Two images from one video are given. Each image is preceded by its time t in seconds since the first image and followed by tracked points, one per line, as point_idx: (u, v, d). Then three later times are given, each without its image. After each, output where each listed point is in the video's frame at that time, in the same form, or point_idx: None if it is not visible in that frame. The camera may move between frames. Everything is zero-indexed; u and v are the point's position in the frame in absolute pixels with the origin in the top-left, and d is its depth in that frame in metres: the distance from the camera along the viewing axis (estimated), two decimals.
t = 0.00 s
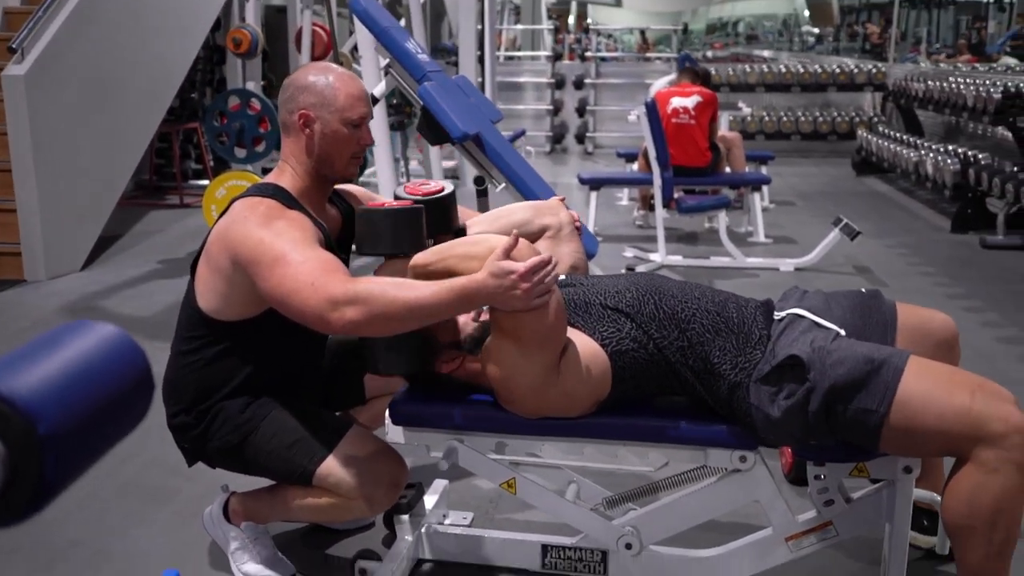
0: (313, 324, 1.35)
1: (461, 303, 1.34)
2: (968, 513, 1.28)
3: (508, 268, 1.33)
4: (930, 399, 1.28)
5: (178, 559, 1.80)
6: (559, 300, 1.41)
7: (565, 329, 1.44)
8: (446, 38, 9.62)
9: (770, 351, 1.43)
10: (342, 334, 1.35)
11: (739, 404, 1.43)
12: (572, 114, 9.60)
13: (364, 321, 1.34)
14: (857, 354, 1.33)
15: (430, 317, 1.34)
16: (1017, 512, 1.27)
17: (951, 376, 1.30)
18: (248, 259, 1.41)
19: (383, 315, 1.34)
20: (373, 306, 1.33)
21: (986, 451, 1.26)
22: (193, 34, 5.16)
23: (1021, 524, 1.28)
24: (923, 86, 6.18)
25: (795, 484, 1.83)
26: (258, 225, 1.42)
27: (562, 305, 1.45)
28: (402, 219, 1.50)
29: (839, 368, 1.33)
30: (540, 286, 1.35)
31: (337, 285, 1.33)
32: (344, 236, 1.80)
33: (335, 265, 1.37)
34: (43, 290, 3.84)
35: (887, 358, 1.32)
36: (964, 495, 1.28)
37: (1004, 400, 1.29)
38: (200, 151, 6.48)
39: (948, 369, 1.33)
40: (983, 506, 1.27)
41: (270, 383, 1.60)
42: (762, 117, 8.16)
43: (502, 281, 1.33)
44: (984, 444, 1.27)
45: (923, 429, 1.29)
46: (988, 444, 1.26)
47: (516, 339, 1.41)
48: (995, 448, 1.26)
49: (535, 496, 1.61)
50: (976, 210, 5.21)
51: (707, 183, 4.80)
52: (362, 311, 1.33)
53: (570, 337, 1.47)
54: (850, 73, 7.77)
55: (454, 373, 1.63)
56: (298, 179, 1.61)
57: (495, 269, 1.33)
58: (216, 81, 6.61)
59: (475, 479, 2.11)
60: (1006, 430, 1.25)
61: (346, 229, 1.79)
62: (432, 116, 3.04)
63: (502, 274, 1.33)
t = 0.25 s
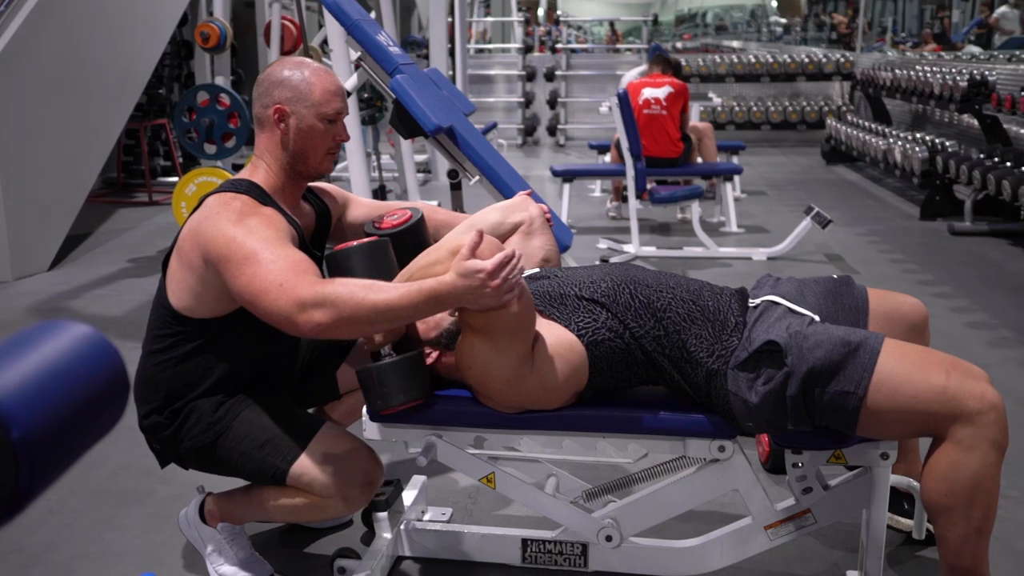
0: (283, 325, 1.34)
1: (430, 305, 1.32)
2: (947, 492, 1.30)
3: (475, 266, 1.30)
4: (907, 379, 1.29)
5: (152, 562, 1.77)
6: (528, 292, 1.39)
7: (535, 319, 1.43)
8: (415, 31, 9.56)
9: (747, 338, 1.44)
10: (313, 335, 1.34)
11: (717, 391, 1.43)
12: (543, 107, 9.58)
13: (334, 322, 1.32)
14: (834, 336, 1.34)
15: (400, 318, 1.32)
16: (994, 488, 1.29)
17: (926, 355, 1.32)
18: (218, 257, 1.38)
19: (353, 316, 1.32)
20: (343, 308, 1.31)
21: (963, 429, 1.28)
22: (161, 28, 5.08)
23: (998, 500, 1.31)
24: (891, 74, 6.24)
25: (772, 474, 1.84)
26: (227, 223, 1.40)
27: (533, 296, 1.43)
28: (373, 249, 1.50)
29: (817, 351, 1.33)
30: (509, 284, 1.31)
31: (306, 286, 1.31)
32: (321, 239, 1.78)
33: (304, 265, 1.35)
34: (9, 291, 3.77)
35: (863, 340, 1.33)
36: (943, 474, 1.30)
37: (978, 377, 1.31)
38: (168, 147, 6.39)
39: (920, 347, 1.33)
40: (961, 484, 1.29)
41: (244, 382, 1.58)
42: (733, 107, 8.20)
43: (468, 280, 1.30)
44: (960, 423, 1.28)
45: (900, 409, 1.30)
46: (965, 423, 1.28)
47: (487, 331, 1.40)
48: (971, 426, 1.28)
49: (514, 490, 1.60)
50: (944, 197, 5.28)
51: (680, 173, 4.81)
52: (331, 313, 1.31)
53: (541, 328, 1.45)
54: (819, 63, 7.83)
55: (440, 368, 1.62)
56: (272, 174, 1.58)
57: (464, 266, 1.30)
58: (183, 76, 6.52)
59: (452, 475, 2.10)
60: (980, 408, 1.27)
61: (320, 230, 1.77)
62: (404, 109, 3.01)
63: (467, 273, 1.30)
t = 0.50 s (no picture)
0: (281, 336, 1.33)
1: (426, 309, 1.31)
2: (947, 491, 1.31)
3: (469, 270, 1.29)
4: (904, 380, 1.31)
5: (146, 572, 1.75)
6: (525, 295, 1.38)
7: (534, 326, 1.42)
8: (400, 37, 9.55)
9: (743, 342, 1.44)
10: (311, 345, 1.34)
11: (715, 395, 1.43)
12: (529, 112, 9.59)
13: (331, 332, 1.31)
14: (830, 339, 1.35)
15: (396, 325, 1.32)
16: (993, 487, 1.31)
17: (922, 356, 1.34)
18: (214, 267, 1.38)
19: (349, 326, 1.31)
20: (339, 318, 1.31)
21: (960, 429, 1.30)
22: (146, 34, 5.05)
23: (997, 500, 1.33)
24: (875, 79, 6.28)
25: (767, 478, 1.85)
26: (222, 232, 1.39)
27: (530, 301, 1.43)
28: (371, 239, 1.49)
29: (814, 353, 1.34)
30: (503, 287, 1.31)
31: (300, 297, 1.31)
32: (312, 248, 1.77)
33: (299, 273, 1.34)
34: None
35: (860, 342, 1.34)
36: (942, 473, 1.32)
37: (974, 377, 1.33)
38: (154, 154, 6.36)
39: (916, 350, 1.35)
40: (961, 483, 1.31)
41: (238, 390, 1.57)
42: (718, 111, 8.23)
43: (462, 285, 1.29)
44: (958, 422, 1.30)
45: (898, 411, 1.31)
46: (963, 422, 1.30)
47: (485, 335, 1.39)
48: (969, 425, 1.30)
49: (511, 497, 1.59)
50: (930, 200, 5.32)
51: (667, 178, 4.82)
52: (328, 323, 1.31)
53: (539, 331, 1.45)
54: (803, 67, 7.87)
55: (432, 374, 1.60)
56: (264, 183, 1.57)
57: (458, 271, 1.29)
58: (168, 83, 6.49)
59: (446, 481, 2.10)
60: (978, 407, 1.29)
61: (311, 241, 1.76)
62: (393, 116, 3.00)
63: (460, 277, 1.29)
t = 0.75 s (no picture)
0: (298, 320, 1.33)
1: (444, 290, 1.31)
2: (959, 479, 1.32)
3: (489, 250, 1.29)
4: (914, 369, 1.31)
5: (155, 562, 1.76)
6: (542, 285, 1.38)
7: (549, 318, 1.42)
8: (402, 29, 9.52)
9: (752, 335, 1.43)
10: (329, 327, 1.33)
11: (724, 387, 1.43)
12: (531, 105, 9.57)
13: (349, 313, 1.31)
14: (839, 330, 1.34)
15: (415, 305, 1.31)
16: (1004, 475, 1.32)
17: (932, 346, 1.33)
18: (228, 255, 1.38)
19: (367, 305, 1.31)
20: (358, 298, 1.31)
21: (971, 417, 1.31)
22: (153, 26, 5.02)
23: (1009, 487, 1.33)
24: (879, 71, 6.25)
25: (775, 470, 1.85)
26: (235, 221, 1.40)
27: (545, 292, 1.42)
28: (397, 181, 1.44)
29: (823, 344, 1.34)
30: (525, 269, 1.30)
31: (318, 278, 1.31)
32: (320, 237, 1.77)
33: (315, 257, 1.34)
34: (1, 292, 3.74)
35: (869, 332, 1.34)
36: (954, 462, 1.33)
37: (984, 365, 1.33)
38: (157, 146, 6.35)
39: (925, 338, 1.35)
40: (973, 471, 1.32)
41: (247, 380, 1.58)
42: (721, 104, 8.20)
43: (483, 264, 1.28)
44: (969, 411, 1.31)
45: (909, 400, 1.31)
46: (973, 410, 1.31)
47: (498, 324, 1.39)
48: (980, 413, 1.30)
49: (519, 488, 1.60)
50: (934, 193, 5.30)
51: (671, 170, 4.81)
52: (346, 305, 1.31)
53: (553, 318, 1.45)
54: (807, 60, 7.83)
55: (435, 366, 1.58)
56: (273, 174, 1.57)
57: (479, 250, 1.29)
58: (171, 75, 6.47)
59: (454, 472, 2.10)
60: (988, 395, 1.30)
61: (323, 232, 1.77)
62: (398, 108, 3.00)
63: (480, 257, 1.28)
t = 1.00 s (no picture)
0: (296, 315, 1.33)
1: (446, 285, 1.30)
2: (954, 476, 1.33)
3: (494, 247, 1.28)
4: (909, 366, 1.31)
5: (148, 562, 1.75)
6: (543, 286, 1.37)
7: (548, 317, 1.42)
8: (389, 26, 9.48)
9: (748, 333, 1.44)
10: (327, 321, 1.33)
11: (719, 386, 1.43)
12: (518, 102, 9.56)
13: (349, 308, 1.31)
14: (834, 327, 1.35)
15: (417, 299, 1.31)
16: (1000, 471, 1.32)
17: (928, 342, 1.34)
18: (224, 253, 1.37)
19: (368, 299, 1.31)
20: (359, 293, 1.31)
21: (966, 414, 1.31)
22: (141, 21, 4.98)
23: (1004, 484, 1.34)
24: (865, 69, 6.27)
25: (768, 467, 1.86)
26: (230, 218, 1.39)
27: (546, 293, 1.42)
28: (421, 136, 1.46)
29: (818, 341, 1.35)
30: (529, 267, 1.29)
31: (318, 273, 1.30)
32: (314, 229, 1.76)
33: (313, 252, 1.34)
34: None
35: (864, 329, 1.34)
36: (949, 458, 1.33)
37: (978, 361, 1.34)
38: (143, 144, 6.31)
39: (920, 335, 1.36)
40: (968, 467, 1.32)
41: (240, 380, 1.57)
42: (708, 101, 8.22)
43: (488, 260, 1.28)
44: (965, 407, 1.31)
45: (903, 397, 1.32)
46: (969, 407, 1.31)
47: (496, 320, 1.39)
48: (975, 410, 1.31)
49: (514, 487, 1.60)
50: (921, 190, 5.32)
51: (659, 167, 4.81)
52: (346, 299, 1.31)
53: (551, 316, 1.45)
54: (793, 57, 7.84)
55: (431, 365, 1.57)
56: (266, 171, 1.57)
57: (484, 247, 1.28)
58: (158, 72, 6.43)
59: (447, 471, 2.10)
60: (983, 391, 1.30)
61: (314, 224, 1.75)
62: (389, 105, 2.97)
63: (485, 253, 1.28)
